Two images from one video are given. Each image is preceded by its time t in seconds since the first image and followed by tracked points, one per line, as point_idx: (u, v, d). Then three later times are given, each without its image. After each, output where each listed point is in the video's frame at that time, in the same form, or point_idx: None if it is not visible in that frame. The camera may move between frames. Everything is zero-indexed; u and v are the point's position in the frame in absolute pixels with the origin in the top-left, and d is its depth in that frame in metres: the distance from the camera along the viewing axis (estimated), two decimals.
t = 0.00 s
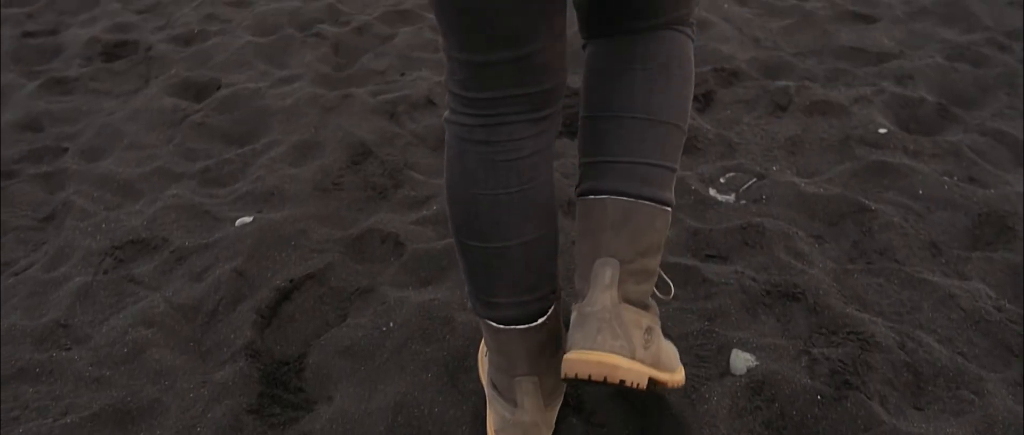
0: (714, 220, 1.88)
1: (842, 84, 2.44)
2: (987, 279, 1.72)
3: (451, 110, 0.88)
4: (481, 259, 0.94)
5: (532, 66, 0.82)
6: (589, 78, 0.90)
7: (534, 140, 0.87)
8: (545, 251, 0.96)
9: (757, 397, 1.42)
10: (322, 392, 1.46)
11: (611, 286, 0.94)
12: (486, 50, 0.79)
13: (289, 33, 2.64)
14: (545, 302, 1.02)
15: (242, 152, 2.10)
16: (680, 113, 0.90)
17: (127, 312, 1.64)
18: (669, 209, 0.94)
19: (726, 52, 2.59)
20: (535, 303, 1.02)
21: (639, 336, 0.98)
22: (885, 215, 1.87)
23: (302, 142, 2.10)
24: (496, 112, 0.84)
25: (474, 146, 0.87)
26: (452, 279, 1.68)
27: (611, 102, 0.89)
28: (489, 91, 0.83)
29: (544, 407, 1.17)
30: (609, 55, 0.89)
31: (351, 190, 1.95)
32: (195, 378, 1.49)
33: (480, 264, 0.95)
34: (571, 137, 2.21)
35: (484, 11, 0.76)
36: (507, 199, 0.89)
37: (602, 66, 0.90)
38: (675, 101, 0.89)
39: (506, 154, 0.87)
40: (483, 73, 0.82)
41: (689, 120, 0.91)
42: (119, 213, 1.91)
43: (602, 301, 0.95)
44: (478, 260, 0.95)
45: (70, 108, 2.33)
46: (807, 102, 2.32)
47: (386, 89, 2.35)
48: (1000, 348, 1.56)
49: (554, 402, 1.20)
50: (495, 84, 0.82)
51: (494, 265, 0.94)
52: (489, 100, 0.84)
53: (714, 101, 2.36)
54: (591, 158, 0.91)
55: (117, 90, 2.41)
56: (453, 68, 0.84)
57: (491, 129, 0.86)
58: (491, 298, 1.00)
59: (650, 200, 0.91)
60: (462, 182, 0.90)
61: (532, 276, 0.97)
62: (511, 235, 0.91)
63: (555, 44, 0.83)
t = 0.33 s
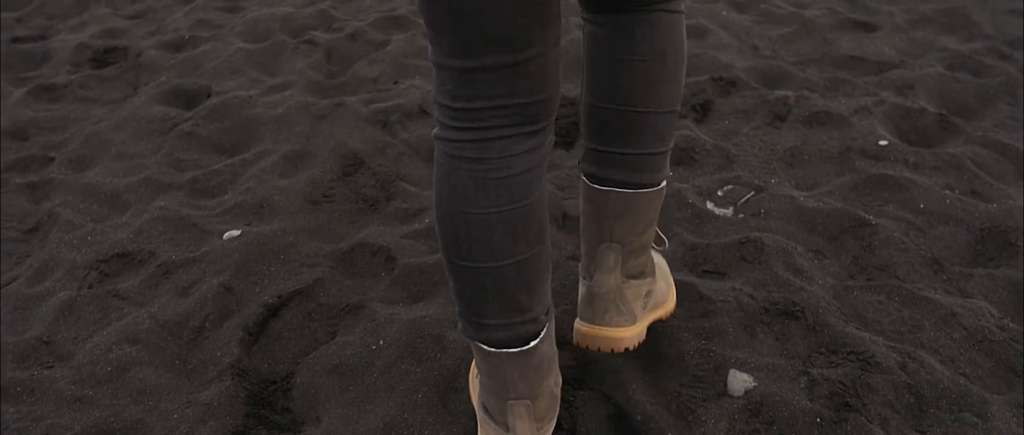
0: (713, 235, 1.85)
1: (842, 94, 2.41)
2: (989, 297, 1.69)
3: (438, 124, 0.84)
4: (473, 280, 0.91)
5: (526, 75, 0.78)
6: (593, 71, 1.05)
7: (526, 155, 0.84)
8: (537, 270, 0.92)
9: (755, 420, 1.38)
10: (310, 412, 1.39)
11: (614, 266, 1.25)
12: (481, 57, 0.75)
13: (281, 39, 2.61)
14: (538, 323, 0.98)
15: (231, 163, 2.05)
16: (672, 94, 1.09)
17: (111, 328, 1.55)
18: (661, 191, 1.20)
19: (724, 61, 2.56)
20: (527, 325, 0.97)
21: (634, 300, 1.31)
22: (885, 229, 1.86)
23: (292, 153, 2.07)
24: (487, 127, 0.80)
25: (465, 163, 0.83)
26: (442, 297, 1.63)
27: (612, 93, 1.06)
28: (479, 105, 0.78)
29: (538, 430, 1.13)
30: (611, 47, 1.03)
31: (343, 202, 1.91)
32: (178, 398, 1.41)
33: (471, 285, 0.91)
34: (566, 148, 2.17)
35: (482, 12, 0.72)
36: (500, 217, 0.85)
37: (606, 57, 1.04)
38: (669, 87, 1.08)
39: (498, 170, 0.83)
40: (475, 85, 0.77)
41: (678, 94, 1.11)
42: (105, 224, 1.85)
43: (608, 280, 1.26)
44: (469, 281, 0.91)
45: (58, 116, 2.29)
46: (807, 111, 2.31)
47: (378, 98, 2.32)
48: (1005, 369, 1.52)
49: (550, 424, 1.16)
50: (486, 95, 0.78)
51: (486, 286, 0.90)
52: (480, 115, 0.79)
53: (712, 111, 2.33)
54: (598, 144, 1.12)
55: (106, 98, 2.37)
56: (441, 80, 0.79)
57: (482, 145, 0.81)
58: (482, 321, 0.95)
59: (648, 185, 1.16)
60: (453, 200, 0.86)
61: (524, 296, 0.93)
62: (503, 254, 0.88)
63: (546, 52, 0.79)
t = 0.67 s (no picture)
0: (713, 242, 1.81)
1: (845, 97, 2.37)
2: (995, 307, 1.66)
3: (429, 128, 0.79)
4: (466, 291, 0.86)
5: (522, 73, 0.73)
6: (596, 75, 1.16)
7: (521, 159, 0.79)
8: (531, 279, 0.88)
9: None
10: (298, 426, 1.33)
11: (612, 237, 1.42)
12: (477, 52, 0.71)
13: (275, 40, 2.57)
14: (533, 336, 0.93)
15: (222, 167, 2.01)
16: (668, 96, 1.21)
17: (95, 339, 1.50)
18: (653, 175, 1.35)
19: (724, 62, 2.51)
20: (523, 337, 0.92)
21: (627, 258, 1.51)
22: (888, 237, 1.82)
23: (284, 157, 2.03)
24: (480, 130, 0.76)
25: (458, 168, 0.78)
26: (435, 307, 1.58)
27: (614, 96, 1.18)
28: (472, 107, 0.74)
29: None
30: (614, 55, 1.13)
31: (335, 208, 1.87)
32: (163, 412, 1.35)
33: (464, 296, 0.86)
34: (563, 152, 2.13)
35: (481, 4, 0.68)
36: (494, 225, 0.81)
37: (610, 67, 1.14)
38: (665, 91, 1.19)
39: (493, 175, 0.78)
40: (468, 85, 0.73)
41: (674, 89, 1.22)
42: (91, 229, 1.79)
43: (606, 247, 1.44)
44: (461, 291, 0.86)
45: (47, 118, 2.25)
46: (809, 115, 2.27)
47: (372, 101, 2.27)
48: (1012, 383, 1.49)
49: None
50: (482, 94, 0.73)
51: (479, 297, 0.85)
52: (473, 117, 0.75)
53: (712, 114, 2.29)
54: (599, 137, 1.25)
55: (97, 100, 2.33)
56: (432, 82, 0.75)
57: (475, 149, 0.77)
58: (475, 333, 0.90)
59: (643, 172, 1.31)
60: (445, 207, 0.81)
61: (518, 306, 0.88)
62: (498, 262, 0.83)
63: (544, 51, 0.75)
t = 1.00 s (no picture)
0: (721, 246, 1.77)
1: (858, 95, 2.31)
2: (1012, 316, 1.61)
3: (435, 117, 0.75)
4: (470, 286, 0.81)
5: (533, 59, 0.70)
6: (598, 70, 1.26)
7: (530, 149, 0.75)
8: (536, 273, 0.83)
9: None
10: None
11: (608, 213, 1.53)
12: (486, 37, 0.68)
13: (277, 34, 2.52)
14: (537, 337, 0.88)
15: (221, 164, 1.96)
16: (666, 94, 1.30)
17: (87, 343, 1.46)
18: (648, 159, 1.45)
19: (734, 59, 2.46)
20: (524, 336, 0.86)
21: (623, 232, 1.61)
22: (902, 241, 1.77)
23: (283, 155, 1.98)
24: (490, 117, 0.72)
25: (466, 158, 0.74)
26: (435, 312, 1.54)
27: (614, 92, 1.27)
28: (482, 93, 0.70)
29: None
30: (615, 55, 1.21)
31: (334, 208, 1.83)
32: (154, 420, 1.32)
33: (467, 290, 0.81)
34: (568, 151, 2.08)
35: None
36: (501, 215, 0.77)
37: (611, 67, 1.24)
38: (663, 91, 1.28)
39: (501, 165, 0.74)
40: (479, 71, 0.69)
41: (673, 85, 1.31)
42: (86, 229, 1.75)
43: (602, 221, 1.55)
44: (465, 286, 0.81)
45: (44, 114, 2.21)
46: (820, 114, 2.21)
47: (374, 97, 2.23)
48: None
49: None
50: (492, 80, 0.70)
51: (483, 292, 0.80)
52: (483, 104, 0.71)
53: (721, 112, 2.23)
54: (599, 128, 1.35)
55: (95, 95, 2.29)
56: (441, 69, 0.71)
57: (483, 138, 0.73)
58: (478, 331, 0.85)
59: (638, 158, 1.42)
60: (451, 198, 0.77)
61: (524, 303, 0.83)
62: (504, 255, 0.79)
63: (553, 41, 0.71)
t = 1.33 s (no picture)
0: (733, 246, 1.71)
1: (874, 89, 2.24)
2: None
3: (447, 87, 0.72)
4: (474, 256, 0.75)
5: (549, 33, 0.68)
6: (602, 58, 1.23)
7: (542, 121, 0.72)
8: (543, 246, 0.77)
9: None
10: None
11: (612, 206, 1.49)
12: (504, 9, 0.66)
13: (280, 25, 2.47)
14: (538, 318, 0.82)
15: (220, 159, 1.92)
16: (669, 81, 1.26)
17: (81, 346, 1.43)
18: (654, 150, 1.40)
19: (747, 51, 2.39)
20: (526, 311, 0.79)
21: (627, 227, 1.57)
22: (920, 241, 1.71)
23: (285, 150, 1.94)
24: (504, 86, 0.69)
25: (477, 124, 0.71)
26: (438, 314, 1.50)
27: (617, 79, 1.24)
28: (497, 62, 0.68)
29: None
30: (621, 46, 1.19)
31: (336, 205, 1.78)
32: (148, 426, 1.28)
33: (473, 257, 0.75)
34: (576, 147, 2.03)
35: None
36: (512, 182, 0.72)
37: (613, 57, 1.21)
38: (666, 79, 1.24)
39: (513, 132, 0.71)
40: (495, 41, 0.67)
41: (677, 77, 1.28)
42: (83, 226, 1.72)
43: (605, 215, 1.51)
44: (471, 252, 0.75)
45: (43, 107, 2.17)
46: (836, 108, 2.15)
47: (377, 91, 2.18)
48: None
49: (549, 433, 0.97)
50: (509, 51, 0.68)
51: (488, 261, 0.75)
52: (498, 73, 0.69)
53: (733, 106, 2.17)
54: (601, 118, 1.32)
55: (95, 87, 2.25)
56: (455, 41, 0.69)
57: (496, 105, 0.70)
58: (482, 302, 0.78)
59: (643, 148, 1.37)
60: (461, 165, 0.73)
61: (528, 275, 0.77)
62: (514, 222, 0.74)
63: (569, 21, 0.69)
